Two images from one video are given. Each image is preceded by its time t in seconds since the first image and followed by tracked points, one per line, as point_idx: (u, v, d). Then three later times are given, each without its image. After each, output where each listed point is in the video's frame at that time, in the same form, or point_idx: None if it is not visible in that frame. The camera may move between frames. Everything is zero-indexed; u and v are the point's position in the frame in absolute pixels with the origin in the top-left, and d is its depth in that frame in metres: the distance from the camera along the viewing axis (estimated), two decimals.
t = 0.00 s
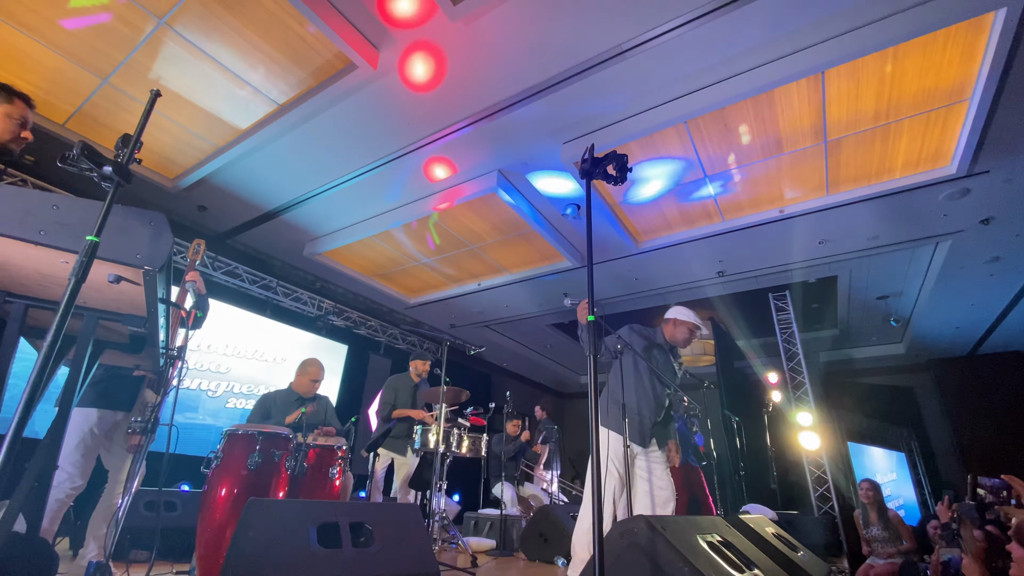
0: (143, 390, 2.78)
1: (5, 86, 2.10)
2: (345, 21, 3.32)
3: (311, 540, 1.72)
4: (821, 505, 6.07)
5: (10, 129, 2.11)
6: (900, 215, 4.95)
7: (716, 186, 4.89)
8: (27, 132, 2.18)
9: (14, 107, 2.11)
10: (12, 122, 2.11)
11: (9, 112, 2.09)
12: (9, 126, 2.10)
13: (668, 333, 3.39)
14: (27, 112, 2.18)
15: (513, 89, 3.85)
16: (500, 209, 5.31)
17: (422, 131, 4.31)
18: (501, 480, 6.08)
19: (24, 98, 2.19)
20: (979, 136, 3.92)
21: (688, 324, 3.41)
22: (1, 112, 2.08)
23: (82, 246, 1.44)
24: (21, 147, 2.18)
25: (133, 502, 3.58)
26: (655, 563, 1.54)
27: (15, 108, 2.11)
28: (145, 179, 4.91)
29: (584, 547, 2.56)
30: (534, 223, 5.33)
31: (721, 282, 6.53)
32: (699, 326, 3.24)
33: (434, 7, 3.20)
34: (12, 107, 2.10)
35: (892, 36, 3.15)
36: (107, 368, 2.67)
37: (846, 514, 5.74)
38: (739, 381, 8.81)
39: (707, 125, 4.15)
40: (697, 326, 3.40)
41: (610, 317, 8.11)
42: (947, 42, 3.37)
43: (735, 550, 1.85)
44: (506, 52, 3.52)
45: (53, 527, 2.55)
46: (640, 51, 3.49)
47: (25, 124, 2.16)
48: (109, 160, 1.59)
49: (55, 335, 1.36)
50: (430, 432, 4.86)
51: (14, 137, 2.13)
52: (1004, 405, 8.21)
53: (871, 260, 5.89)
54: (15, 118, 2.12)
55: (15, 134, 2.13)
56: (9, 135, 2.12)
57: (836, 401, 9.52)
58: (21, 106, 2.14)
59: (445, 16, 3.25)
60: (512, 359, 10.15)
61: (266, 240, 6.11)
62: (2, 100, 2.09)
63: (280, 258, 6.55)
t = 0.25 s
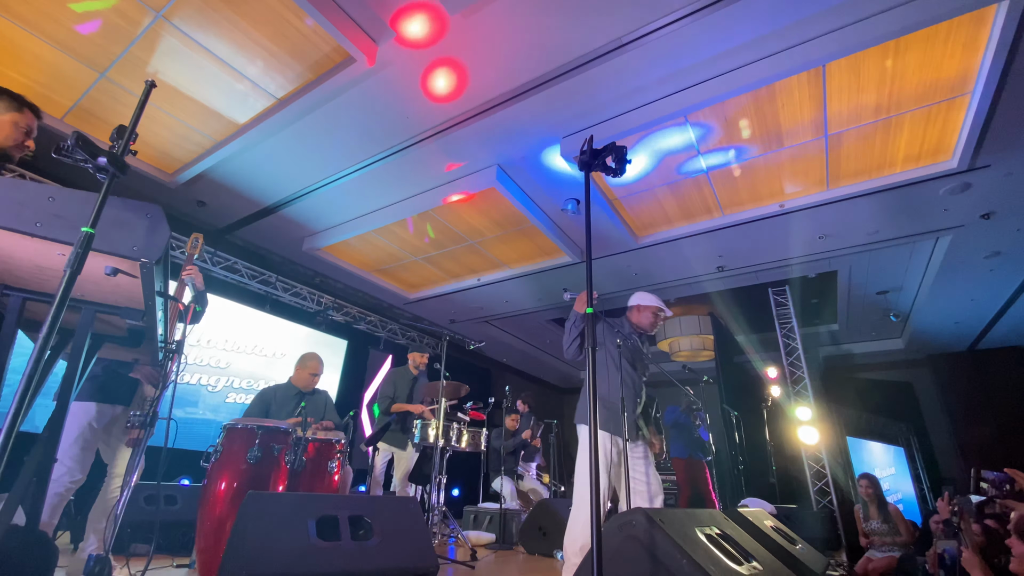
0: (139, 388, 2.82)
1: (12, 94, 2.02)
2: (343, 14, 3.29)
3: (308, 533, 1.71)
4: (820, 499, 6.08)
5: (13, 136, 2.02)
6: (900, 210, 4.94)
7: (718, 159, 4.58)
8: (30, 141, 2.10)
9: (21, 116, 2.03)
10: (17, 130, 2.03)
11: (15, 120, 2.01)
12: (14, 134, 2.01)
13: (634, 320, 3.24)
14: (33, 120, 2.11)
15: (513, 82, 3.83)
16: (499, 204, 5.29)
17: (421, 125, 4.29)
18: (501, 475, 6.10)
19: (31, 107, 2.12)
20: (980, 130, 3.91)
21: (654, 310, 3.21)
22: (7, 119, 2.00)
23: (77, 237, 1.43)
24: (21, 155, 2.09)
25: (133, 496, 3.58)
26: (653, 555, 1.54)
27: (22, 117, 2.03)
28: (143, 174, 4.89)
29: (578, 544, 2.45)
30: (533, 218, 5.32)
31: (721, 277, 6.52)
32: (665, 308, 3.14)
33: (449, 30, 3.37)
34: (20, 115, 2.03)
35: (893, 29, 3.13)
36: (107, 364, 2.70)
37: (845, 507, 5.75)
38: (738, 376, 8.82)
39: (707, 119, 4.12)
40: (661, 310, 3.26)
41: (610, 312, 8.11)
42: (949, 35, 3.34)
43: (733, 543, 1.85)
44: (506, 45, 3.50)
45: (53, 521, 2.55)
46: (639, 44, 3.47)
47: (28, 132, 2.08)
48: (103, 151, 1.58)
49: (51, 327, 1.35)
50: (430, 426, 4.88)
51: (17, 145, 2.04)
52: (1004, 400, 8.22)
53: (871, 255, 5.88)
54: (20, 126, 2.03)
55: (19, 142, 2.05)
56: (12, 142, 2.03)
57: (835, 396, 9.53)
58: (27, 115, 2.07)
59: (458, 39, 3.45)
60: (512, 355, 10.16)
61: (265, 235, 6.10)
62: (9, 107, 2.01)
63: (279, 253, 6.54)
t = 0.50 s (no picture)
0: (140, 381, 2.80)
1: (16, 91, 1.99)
2: (342, 7, 3.27)
3: (308, 526, 1.72)
4: (819, 493, 6.10)
5: (14, 133, 2.01)
6: (901, 204, 4.93)
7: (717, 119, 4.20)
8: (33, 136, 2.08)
9: (25, 114, 2.00)
10: (19, 127, 2.01)
11: (18, 118, 1.99)
12: (15, 132, 2.00)
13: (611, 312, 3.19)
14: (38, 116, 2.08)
15: (512, 76, 3.81)
16: (499, 199, 5.28)
17: (420, 120, 4.27)
18: (501, 470, 6.12)
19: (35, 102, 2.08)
20: (981, 124, 3.89)
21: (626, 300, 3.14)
22: (10, 116, 1.98)
23: (74, 230, 1.42)
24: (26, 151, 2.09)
25: (134, 490, 3.59)
26: (653, 547, 1.55)
27: (26, 115, 2.01)
28: (142, 169, 4.88)
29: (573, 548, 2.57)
30: (533, 213, 5.30)
31: (721, 272, 6.52)
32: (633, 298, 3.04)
33: (459, 53, 3.59)
34: (24, 113, 2.00)
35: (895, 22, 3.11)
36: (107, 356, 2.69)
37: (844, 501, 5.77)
38: (738, 371, 8.83)
39: (708, 113, 4.11)
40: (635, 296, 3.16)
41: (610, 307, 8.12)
42: (951, 29, 3.32)
43: (733, 536, 1.86)
44: (505, 38, 3.48)
45: (54, 516, 2.56)
46: (640, 38, 3.45)
47: (31, 127, 2.06)
48: (100, 143, 1.57)
49: (49, 321, 1.34)
50: (430, 421, 4.89)
51: (19, 142, 2.04)
52: (1004, 395, 8.19)
53: (872, 250, 5.87)
54: (23, 123, 2.01)
55: (20, 139, 2.04)
56: (14, 138, 2.02)
57: (835, 391, 9.55)
58: (31, 112, 2.04)
59: (467, 60, 3.66)
60: (511, 350, 10.17)
61: (264, 230, 6.09)
62: (12, 104, 1.99)
63: (279, 249, 6.53)
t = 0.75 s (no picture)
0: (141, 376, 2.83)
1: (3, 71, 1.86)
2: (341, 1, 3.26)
3: (310, 519, 1.72)
4: (819, 488, 6.11)
5: (8, 117, 1.88)
6: (903, 199, 4.91)
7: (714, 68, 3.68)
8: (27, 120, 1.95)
9: (16, 95, 1.87)
10: (12, 110, 1.88)
11: (10, 99, 1.86)
12: (9, 114, 1.86)
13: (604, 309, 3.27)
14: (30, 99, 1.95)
15: (512, 70, 3.79)
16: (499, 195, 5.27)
17: (420, 114, 4.26)
18: (502, 465, 6.14)
19: (25, 85, 1.96)
20: (984, 117, 3.87)
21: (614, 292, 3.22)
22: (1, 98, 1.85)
23: (74, 222, 1.42)
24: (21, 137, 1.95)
25: (137, 485, 3.61)
26: (653, 538, 1.55)
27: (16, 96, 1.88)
28: (142, 165, 4.87)
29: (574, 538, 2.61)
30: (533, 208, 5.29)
31: (722, 267, 6.51)
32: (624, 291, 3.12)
33: (470, 76, 3.83)
34: (15, 94, 1.87)
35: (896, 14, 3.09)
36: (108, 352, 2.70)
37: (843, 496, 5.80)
38: (739, 367, 8.84)
39: (709, 107, 4.09)
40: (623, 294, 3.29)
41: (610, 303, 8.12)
42: (953, 21, 3.30)
43: (733, 528, 1.86)
44: (505, 31, 3.46)
45: (57, 510, 2.57)
46: (641, 32, 3.43)
47: (24, 111, 1.93)
48: (98, 135, 1.56)
49: (48, 315, 1.35)
50: (431, 416, 4.90)
51: (14, 125, 1.89)
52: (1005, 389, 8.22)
53: (873, 244, 5.86)
54: (15, 106, 1.88)
55: (15, 123, 1.90)
56: (8, 122, 1.88)
57: (835, 386, 9.56)
58: (23, 94, 1.92)
59: (477, 81, 3.90)
60: (512, 346, 10.18)
61: (265, 226, 6.08)
62: (3, 86, 1.86)
63: (279, 245, 6.52)
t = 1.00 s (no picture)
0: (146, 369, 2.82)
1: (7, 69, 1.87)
2: None
3: (314, 513, 1.73)
4: (821, 482, 6.11)
5: (9, 113, 1.88)
6: (906, 192, 4.89)
7: None
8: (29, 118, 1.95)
9: (19, 94, 1.88)
10: (13, 107, 1.88)
11: (13, 98, 1.86)
12: (10, 112, 1.86)
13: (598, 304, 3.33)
14: (34, 98, 1.96)
15: (513, 65, 3.78)
16: (501, 190, 5.26)
17: (421, 109, 4.24)
18: (504, 459, 6.15)
19: (31, 83, 1.96)
20: (987, 109, 3.85)
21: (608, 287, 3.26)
22: (4, 96, 1.85)
23: (76, 216, 1.42)
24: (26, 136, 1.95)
25: (141, 479, 3.64)
26: (655, 531, 1.55)
27: (20, 95, 1.88)
28: (143, 161, 4.87)
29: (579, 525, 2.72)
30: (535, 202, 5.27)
31: (724, 261, 6.49)
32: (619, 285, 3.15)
33: (476, 83, 3.94)
34: (18, 93, 1.88)
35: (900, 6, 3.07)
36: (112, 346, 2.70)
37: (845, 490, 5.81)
38: (741, 361, 8.83)
39: (711, 101, 4.07)
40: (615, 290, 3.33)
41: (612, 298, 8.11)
42: (958, 13, 3.28)
43: (735, 521, 1.87)
44: (506, 24, 3.44)
45: (62, 504, 2.58)
46: (642, 25, 3.41)
47: (27, 109, 1.93)
48: (99, 130, 1.56)
49: (50, 309, 1.35)
50: (434, 410, 4.91)
51: (14, 123, 1.89)
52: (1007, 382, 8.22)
53: (876, 239, 5.84)
54: (19, 104, 1.89)
55: (17, 120, 1.90)
56: (9, 119, 1.88)
57: (837, 380, 9.55)
58: (26, 92, 1.92)
59: (483, 88, 4.01)
60: (513, 341, 10.18)
61: (266, 222, 6.08)
62: (7, 84, 1.87)
63: (281, 241, 6.52)
